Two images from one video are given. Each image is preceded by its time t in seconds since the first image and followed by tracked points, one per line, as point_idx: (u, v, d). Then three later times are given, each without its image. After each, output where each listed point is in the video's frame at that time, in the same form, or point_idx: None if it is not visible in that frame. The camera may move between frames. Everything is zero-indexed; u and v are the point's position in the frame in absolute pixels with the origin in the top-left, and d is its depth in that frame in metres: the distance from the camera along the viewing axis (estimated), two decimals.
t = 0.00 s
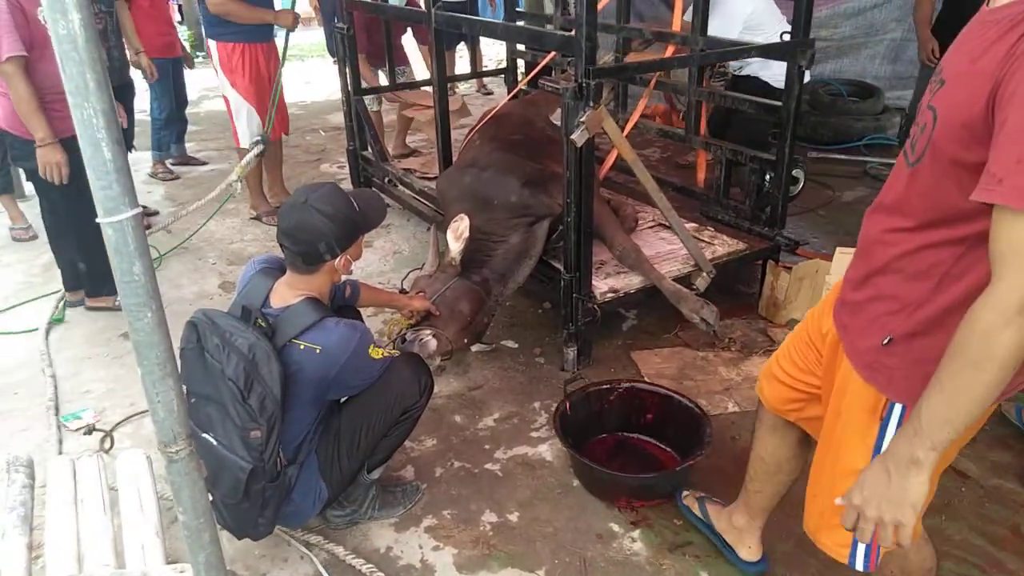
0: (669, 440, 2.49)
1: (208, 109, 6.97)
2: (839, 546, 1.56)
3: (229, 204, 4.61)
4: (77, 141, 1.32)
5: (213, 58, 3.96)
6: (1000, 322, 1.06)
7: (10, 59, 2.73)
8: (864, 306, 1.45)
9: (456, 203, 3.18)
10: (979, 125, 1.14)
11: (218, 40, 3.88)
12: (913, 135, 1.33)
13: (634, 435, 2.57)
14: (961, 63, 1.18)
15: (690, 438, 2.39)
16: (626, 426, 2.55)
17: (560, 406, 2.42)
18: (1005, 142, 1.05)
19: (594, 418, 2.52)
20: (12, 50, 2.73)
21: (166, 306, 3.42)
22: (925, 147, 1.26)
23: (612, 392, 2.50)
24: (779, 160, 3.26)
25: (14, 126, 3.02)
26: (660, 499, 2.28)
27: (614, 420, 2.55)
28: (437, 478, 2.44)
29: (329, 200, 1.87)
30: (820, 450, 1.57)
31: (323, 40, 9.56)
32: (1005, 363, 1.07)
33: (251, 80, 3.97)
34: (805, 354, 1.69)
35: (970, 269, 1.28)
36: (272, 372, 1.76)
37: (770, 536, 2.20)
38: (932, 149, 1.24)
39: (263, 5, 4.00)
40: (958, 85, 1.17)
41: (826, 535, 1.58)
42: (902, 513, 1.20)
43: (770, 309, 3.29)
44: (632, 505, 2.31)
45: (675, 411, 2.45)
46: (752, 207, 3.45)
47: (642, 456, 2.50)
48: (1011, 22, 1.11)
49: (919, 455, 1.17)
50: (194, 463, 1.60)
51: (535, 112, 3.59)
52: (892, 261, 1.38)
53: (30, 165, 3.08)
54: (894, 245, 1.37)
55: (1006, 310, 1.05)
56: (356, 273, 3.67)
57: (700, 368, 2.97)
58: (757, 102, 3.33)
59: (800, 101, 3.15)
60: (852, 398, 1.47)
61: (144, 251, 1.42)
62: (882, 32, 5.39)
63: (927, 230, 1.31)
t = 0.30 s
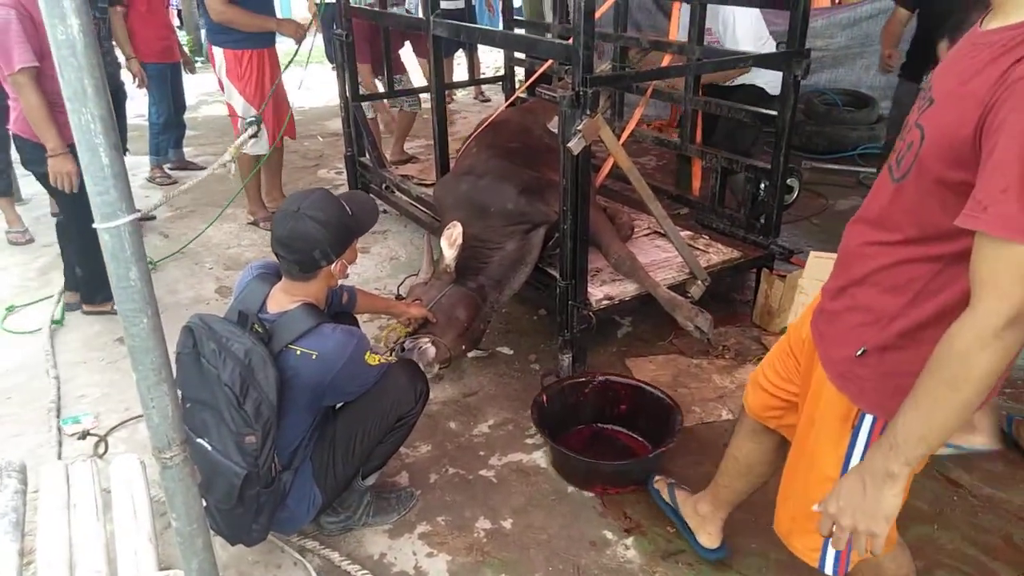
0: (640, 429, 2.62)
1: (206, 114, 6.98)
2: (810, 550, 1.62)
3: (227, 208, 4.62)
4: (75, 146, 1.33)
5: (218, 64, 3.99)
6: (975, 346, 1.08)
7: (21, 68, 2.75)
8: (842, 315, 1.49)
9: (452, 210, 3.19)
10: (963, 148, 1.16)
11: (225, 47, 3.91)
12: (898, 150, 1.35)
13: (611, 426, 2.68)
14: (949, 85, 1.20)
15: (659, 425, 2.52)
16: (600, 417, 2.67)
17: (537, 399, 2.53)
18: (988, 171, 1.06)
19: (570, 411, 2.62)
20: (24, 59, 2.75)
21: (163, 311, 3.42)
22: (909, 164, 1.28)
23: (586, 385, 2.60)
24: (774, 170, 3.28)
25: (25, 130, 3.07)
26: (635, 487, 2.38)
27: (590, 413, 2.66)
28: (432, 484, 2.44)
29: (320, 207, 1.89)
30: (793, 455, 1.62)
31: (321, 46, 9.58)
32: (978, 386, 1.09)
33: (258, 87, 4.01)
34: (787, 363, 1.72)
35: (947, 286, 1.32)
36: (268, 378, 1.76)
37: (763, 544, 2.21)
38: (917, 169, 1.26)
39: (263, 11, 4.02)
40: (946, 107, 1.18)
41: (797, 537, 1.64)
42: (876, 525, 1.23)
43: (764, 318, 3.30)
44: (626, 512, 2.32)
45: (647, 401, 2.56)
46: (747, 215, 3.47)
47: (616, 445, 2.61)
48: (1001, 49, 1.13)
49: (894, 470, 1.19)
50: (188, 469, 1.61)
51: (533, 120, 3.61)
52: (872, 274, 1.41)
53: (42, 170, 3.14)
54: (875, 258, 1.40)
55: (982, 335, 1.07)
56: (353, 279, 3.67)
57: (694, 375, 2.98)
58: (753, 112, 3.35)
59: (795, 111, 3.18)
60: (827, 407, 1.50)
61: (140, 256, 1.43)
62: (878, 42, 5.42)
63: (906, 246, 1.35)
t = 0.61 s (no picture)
0: (631, 418, 2.64)
1: (195, 110, 6.94)
2: (788, 534, 1.63)
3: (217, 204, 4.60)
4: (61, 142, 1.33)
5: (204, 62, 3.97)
6: (960, 346, 1.08)
7: (16, 63, 2.72)
8: (824, 306, 1.50)
9: (445, 203, 3.18)
10: (946, 144, 1.17)
11: (209, 45, 3.91)
12: (884, 145, 1.35)
13: (600, 415, 2.71)
14: (935, 81, 1.20)
15: (650, 415, 2.55)
16: (592, 407, 2.69)
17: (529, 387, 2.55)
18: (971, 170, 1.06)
19: (562, 399, 2.65)
20: (20, 54, 2.72)
21: (155, 307, 3.40)
22: (894, 158, 1.28)
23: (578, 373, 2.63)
24: (766, 161, 3.29)
25: (19, 125, 3.07)
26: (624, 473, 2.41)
27: (580, 401, 2.69)
28: (427, 477, 2.44)
29: (307, 202, 1.87)
30: (775, 440, 1.64)
31: (311, 41, 9.53)
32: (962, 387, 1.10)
33: (243, 83, 3.99)
34: (767, 345, 1.77)
35: (930, 278, 1.33)
36: (260, 372, 1.75)
37: (757, 533, 2.22)
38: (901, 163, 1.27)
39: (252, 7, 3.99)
40: (930, 103, 1.19)
41: (773, 520, 1.66)
42: (874, 534, 1.24)
43: (757, 309, 3.31)
44: (621, 503, 2.32)
45: (638, 389, 2.59)
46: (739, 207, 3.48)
47: (607, 434, 2.64)
48: (988, 47, 1.13)
49: (886, 475, 1.19)
50: (181, 464, 1.60)
51: (524, 113, 3.61)
52: (855, 266, 1.42)
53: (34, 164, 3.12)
54: (860, 249, 1.41)
55: (966, 336, 1.07)
56: (345, 273, 3.67)
57: (688, 367, 2.99)
58: (745, 103, 3.35)
59: (786, 102, 3.19)
60: (809, 394, 1.53)
61: (128, 252, 1.42)
62: (867, 34, 5.43)
63: (888, 240, 1.36)
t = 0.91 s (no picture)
0: (623, 407, 2.69)
1: (194, 103, 6.92)
2: (774, 531, 1.65)
3: (216, 198, 4.58)
4: (57, 133, 1.31)
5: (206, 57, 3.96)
6: (965, 357, 1.07)
7: None
8: (815, 306, 1.51)
9: (444, 198, 3.17)
10: (951, 151, 1.16)
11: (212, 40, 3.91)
12: (883, 147, 1.34)
13: (594, 403, 2.76)
14: (940, 86, 1.19)
15: (639, 402, 2.59)
16: (584, 394, 2.74)
17: (520, 374, 2.61)
18: (981, 180, 1.05)
19: (554, 386, 2.70)
20: None
21: (152, 301, 3.39)
22: (894, 164, 1.28)
23: (569, 363, 2.69)
24: (765, 157, 3.28)
25: None
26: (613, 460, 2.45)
27: (573, 388, 2.74)
28: (424, 473, 2.44)
29: (298, 196, 1.86)
30: (763, 437, 1.65)
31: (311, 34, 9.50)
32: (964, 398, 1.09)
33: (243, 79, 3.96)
34: (756, 343, 1.78)
35: (924, 282, 1.33)
36: (256, 368, 1.74)
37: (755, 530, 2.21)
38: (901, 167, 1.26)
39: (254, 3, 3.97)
40: (935, 108, 1.18)
41: (762, 518, 1.68)
42: (867, 540, 1.23)
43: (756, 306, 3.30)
44: (619, 500, 2.32)
45: (629, 379, 2.64)
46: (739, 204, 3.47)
47: (598, 421, 2.69)
48: (997, 55, 1.12)
49: (883, 483, 1.19)
50: (177, 460, 1.60)
51: (523, 107, 3.60)
52: (849, 267, 1.42)
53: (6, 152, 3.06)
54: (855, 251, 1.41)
55: (972, 346, 1.06)
56: (344, 268, 3.66)
57: (686, 363, 2.98)
58: (744, 99, 3.34)
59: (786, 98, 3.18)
60: (800, 391, 1.53)
61: (125, 246, 1.41)
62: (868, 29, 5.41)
63: (885, 242, 1.35)
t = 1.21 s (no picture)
0: (601, 393, 2.75)
1: (188, 104, 6.91)
2: (758, 528, 1.67)
3: (210, 199, 4.57)
4: (49, 133, 1.31)
5: (211, 57, 3.99)
6: (953, 365, 1.07)
7: None
8: (800, 307, 1.53)
9: (439, 199, 3.17)
10: (939, 162, 1.16)
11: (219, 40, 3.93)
12: (871, 154, 1.35)
13: (568, 389, 2.82)
14: (930, 97, 1.19)
15: (617, 387, 2.66)
16: (560, 382, 2.80)
17: (501, 364, 2.64)
18: (967, 192, 1.05)
19: (533, 375, 2.75)
20: None
21: (145, 302, 3.39)
22: (882, 172, 1.28)
23: (547, 352, 2.73)
24: (759, 159, 3.28)
25: None
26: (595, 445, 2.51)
27: (548, 376, 2.79)
28: (419, 474, 2.44)
29: (290, 198, 1.86)
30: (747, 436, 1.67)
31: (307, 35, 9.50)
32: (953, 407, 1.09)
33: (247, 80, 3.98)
34: (742, 342, 1.79)
35: (907, 286, 1.34)
36: (250, 370, 1.74)
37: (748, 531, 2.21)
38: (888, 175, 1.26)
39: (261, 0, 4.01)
40: (924, 118, 1.18)
41: (748, 518, 1.69)
42: (871, 548, 1.24)
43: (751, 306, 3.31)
44: (613, 500, 2.33)
45: (605, 366, 2.71)
46: (733, 205, 3.48)
47: (578, 408, 2.74)
48: (984, 68, 1.11)
49: (881, 492, 1.19)
50: (170, 461, 1.59)
51: (519, 109, 3.60)
52: (835, 271, 1.43)
53: None
54: (841, 256, 1.42)
55: (959, 355, 1.06)
56: (338, 269, 3.65)
57: (680, 364, 2.98)
58: (738, 101, 3.35)
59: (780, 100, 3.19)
60: (784, 390, 1.54)
61: (118, 246, 1.41)
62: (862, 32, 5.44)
63: (870, 248, 1.36)
